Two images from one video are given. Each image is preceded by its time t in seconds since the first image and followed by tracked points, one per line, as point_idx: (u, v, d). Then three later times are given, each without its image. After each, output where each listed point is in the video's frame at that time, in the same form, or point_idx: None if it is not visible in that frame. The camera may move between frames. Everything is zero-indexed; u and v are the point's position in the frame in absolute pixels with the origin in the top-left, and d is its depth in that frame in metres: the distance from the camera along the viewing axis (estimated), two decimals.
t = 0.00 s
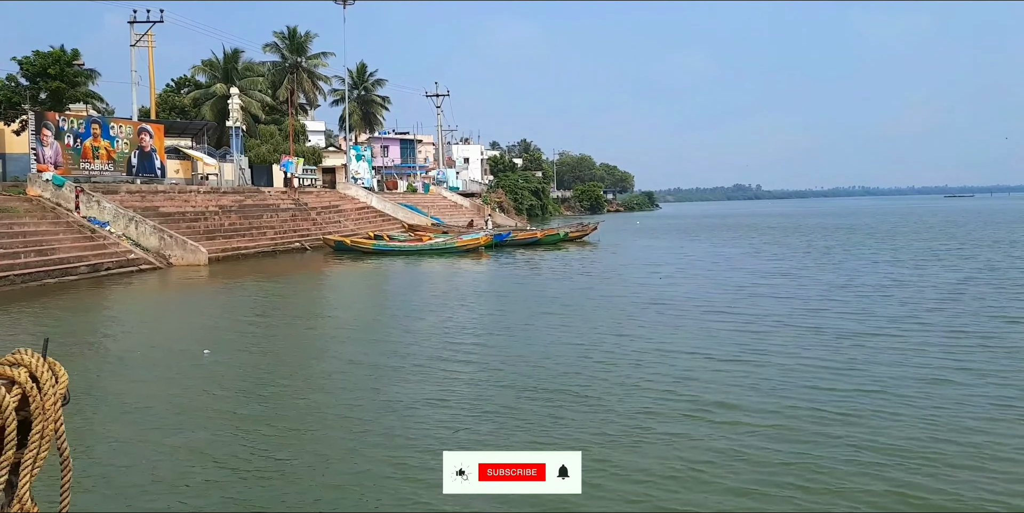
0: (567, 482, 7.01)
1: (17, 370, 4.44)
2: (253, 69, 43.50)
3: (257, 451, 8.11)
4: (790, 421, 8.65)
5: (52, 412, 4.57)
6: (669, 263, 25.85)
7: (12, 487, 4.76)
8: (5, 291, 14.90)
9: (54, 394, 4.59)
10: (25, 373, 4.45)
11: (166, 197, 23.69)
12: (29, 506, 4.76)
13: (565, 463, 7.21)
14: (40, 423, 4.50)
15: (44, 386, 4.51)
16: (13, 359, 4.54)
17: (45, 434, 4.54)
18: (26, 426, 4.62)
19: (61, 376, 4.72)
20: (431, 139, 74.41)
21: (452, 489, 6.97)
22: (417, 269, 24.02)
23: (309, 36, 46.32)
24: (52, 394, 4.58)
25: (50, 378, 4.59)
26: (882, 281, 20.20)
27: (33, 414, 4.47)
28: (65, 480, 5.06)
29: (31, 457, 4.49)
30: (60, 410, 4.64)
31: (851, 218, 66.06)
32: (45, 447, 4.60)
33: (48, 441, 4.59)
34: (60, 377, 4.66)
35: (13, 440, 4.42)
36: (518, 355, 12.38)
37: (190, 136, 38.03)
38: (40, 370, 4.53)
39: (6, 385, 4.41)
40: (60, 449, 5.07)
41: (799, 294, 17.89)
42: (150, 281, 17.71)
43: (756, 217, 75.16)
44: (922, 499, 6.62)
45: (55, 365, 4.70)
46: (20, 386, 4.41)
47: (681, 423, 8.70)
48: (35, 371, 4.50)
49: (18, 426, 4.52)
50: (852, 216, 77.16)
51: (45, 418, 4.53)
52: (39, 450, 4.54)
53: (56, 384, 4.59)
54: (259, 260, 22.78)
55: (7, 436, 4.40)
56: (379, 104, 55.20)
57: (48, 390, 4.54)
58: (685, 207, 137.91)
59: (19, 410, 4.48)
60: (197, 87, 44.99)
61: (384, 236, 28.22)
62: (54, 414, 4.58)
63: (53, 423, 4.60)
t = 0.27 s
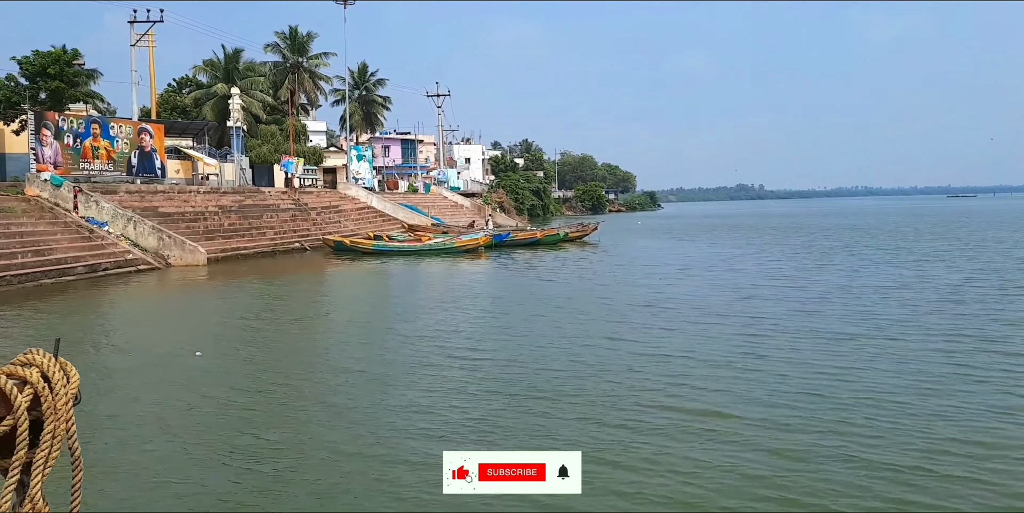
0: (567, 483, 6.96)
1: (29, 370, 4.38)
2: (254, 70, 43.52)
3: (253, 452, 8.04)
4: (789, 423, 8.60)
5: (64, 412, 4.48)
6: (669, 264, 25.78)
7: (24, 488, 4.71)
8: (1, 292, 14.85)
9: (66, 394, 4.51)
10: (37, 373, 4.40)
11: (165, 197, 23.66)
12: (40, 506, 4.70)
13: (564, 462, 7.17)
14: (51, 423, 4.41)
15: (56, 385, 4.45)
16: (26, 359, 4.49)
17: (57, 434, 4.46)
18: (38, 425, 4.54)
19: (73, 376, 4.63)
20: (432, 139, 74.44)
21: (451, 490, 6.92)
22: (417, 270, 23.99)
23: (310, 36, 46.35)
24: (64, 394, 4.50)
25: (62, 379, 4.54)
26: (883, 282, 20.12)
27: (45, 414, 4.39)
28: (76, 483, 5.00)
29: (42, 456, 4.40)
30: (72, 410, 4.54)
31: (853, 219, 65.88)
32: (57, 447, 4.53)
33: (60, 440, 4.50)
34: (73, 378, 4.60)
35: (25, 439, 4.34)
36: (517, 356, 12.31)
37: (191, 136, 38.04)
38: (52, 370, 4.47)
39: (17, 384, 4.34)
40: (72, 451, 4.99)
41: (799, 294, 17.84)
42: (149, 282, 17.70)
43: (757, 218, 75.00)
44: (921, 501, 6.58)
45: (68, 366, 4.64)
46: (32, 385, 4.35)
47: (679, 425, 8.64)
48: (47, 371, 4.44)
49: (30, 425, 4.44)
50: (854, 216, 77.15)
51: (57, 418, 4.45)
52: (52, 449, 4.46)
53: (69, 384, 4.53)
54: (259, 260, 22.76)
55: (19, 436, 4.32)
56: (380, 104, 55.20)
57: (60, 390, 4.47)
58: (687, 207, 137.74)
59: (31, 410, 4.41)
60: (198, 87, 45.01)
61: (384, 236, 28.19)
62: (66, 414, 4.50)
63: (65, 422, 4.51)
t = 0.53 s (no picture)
0: (566, 482, 7.00)
1: (63, 370, 4.08)
2: (274, 71, 43.85)
3: (262, 454, 8.03)
4: (805, 427, 8.43)
5: (98, 412, 4.13)
6: (687, 265, 25.54)
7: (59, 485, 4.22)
8: (21, 293, 15.03)
9: (100, 393, 4.16)
10: (71, 373, 4.09)
11: (185, 198, 23.86)
12: (77, 507, 4.27)
13: (563, 463, 7.22)
14: (85, 422, 4.07)
15: (90, 385, 4.10)
16: (60, 359, 4.19)
17: (92, 433, 4.10)
18: (72, 427, 4.20)
19: (107, 376, 4.28)
20: (450, 139, 74.62)
21: (453, 491, 6.92)
22: (434, 270, 24.00)
23: (329, 38, 46.64)
24: (99, 393, 4.15)
25: (97, 378, 4.19)
26: (904, 283, 19.79)
27: (79, 413, 4.06)
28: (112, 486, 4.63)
29: (77, 456, 4.05)
30: (107, 410, 4.18)
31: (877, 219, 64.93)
32: (91, 448, 4.15)
33: (94, 440, 4.13)
34: (106, 377, 4.25)
35: (59, 439, 4.01)
36: (528, 358, 12.22)
37: (211, 138, 38.40)
38: (86, 369, 4.15)
39: (53, 384, 4.05)
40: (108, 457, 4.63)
41: (817, 296, 17.58)
42: (167, 282, 17.86)
43: (778, 218, 74.20)
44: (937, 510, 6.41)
45: (103, 367, 4.30)
46: (67, 385, 4.04)
47: (691, 428, 8.52)
48: (82, 371, 4.13)
49: (65, 426, 4.12)
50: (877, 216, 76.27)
51: (91, 417, 4.10)
52: (86, 446, 4.09)
53: (102, 384, 4.18)
54: (277, 261, 22.91)
55: (52, 436, 3.99)
56: (399, 105, 55.39)
57: (95, 390, 4.12)
58: (707, 208, 136.79)
59: (65, 410, 4.09)
60: (219, 89, 45.43)
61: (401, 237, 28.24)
62: (102, 413, 4.16)
63: (99, 422, 4.15)
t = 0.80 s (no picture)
0: (566, 482, 7.02)
1: (108, 369, 3.72)
2: (304, 74, 44.24)
3: (277, 452, 8.02)
4: (829, 433, 8.16)
5: (144, 411, 3.80)
6: (716, 266, 25.16)
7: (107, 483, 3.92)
8: (53, 293, 15.24)
9: (146, 392, 3.82)
10: (116, 371, 3.73)
11: (214, 199, 24.13)
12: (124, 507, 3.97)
13: (564, 462, 7.23)
14: (130, 421, 3.74)
15: (136, 385, 3.75)
16: (104, 357, 3.80)
17: (137, 433, 3.78)
18: (117, 425, 3.88)
19: (153, 374, 3.92)
20: (478, 141, 74.68)
21: (451, 490, 6.99)
22: (461, 271, 23.95)
23: (358, 40, 46.93)
24: (144, 392, 3.81)
25: (145, 377, 3.87)
26: (939, 286, 19.19)
27: (123, 413, 3.72)
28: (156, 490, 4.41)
29: (122, 455, 3.74)
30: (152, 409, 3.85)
31: (914, 219, 63.45)
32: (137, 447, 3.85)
33: (140, 439, 3.81)
34: (154, 376, 3.90)
35: (104, 438, 3.69)
36: (550, 360, 12.09)
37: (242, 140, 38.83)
38: (132, 368, 3.78)
39: (97, 384, 3.71)
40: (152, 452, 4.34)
41: (849, 298, 17.16)
42: (196, 283, 18.05)
43: (811, 218, 72.91)
44: None
45: (149, 365, 3.94)
46: (112, 384, 3.71)
47: (710, 432, 8.30)
48: (127, 370, 3.77)
49: (110, 425, 3.79)
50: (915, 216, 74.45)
51: (136, 417, 3.76)
52: (132, 445, 3.78)
53: (149, 382, 3.85)
54: (305, 261, 23.05)
55: (97, 435, 3.68)
56: (427, 107, 55.53)
57: (140, 389, 3.78)
58: (737, 208, 135.14)
59: (110, 408, 3.76)
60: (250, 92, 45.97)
61: (427, 237, 28.23)
62: (148, 413, 3.84)
63: (145, 421, 3.82)
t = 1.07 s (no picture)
0: (566, 482, 7.04)
1: (137, 370, 3.61)
2: (319, 76, 44.40)
3: (283, 453, 7.99)
4: (841, 438, 7.97)
5: (172, 411, 3.68)
6: (732, 268, 24.88)
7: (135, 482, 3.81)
8: (66, 295, 15.30)
9: (174, 392, 3.70)
10: (145, 373, 3.62)
11: (229, 201, 24.22)
12: (153, 506, 3.84)
13: (561, 462, 7.31)
14: (158, 422, 3.63)
15: (164, 385, 3.64)
16: (134, 359, 3.71)
17: (166, 432, 3.66)
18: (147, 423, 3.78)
19: (181, 375, 3.81)
20: (494, 142, 74.61)
21: (453, 489, 6.98)
22: (475, 273, 23.86)
23: (373, 42, 47.02)
24: (172, 393, 3.69)
25: (173, 377, 3.75)
26: (959, 288, 18.80)
27: (152, 413, 3.61)
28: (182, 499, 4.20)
29: (151, 455, 3.62)
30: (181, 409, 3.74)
31: (937, 220, 62.37)
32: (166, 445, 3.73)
33: (168, 439, 3.69)
34: (183, 377, 3.79)
35: (133, 438, 3.58)
36: (560, 363, 11.94)
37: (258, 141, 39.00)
38: (161, 369, 3.68)
39: (126, 385, 3.58)
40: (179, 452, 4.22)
41: (865, 301, 16.85)
42: (210, 284, 18.10)
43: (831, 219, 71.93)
44: None
45: (177, 366, 3.84)
46: (142, 385, 3.58)
47: (718, 436, 8.15)
48: (156, 370, 3.66)
49: (140, 424, 3.68)
50: (938, 217, 73.32)
51: (164, 417, 3.65)
52: (160, 445, 3.65)
53: (178, 383, 3.73)
54: (319, 263, 23.06)
55: (127, 435, 3.57)
56: (443, 108, 55.53)
57: (168, 389, 3.66)
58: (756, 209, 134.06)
59: (139, 407, 3.64)
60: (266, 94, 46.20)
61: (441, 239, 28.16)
62: (176, 413, 3.72)
63: (173, 421, 3.70)
